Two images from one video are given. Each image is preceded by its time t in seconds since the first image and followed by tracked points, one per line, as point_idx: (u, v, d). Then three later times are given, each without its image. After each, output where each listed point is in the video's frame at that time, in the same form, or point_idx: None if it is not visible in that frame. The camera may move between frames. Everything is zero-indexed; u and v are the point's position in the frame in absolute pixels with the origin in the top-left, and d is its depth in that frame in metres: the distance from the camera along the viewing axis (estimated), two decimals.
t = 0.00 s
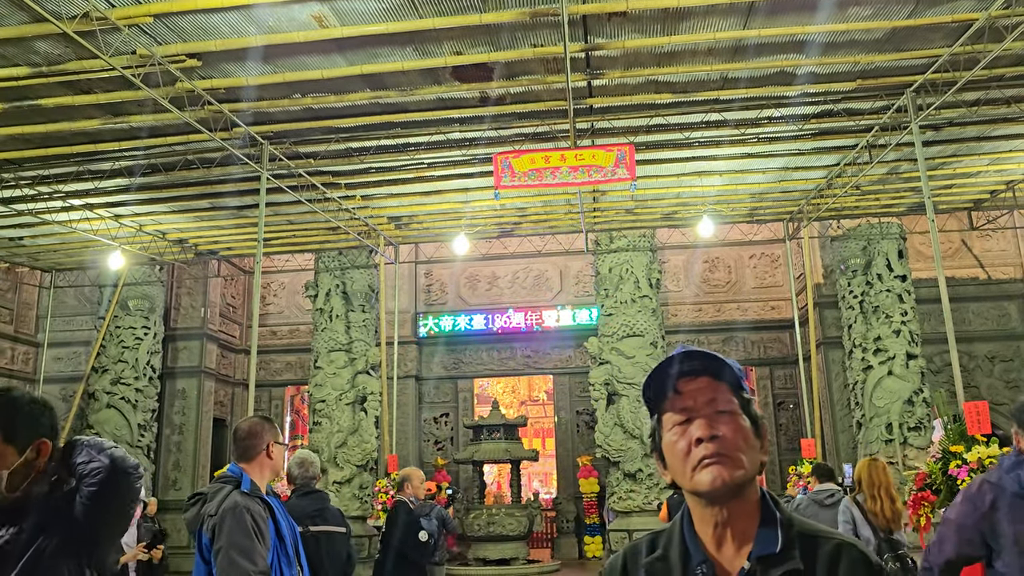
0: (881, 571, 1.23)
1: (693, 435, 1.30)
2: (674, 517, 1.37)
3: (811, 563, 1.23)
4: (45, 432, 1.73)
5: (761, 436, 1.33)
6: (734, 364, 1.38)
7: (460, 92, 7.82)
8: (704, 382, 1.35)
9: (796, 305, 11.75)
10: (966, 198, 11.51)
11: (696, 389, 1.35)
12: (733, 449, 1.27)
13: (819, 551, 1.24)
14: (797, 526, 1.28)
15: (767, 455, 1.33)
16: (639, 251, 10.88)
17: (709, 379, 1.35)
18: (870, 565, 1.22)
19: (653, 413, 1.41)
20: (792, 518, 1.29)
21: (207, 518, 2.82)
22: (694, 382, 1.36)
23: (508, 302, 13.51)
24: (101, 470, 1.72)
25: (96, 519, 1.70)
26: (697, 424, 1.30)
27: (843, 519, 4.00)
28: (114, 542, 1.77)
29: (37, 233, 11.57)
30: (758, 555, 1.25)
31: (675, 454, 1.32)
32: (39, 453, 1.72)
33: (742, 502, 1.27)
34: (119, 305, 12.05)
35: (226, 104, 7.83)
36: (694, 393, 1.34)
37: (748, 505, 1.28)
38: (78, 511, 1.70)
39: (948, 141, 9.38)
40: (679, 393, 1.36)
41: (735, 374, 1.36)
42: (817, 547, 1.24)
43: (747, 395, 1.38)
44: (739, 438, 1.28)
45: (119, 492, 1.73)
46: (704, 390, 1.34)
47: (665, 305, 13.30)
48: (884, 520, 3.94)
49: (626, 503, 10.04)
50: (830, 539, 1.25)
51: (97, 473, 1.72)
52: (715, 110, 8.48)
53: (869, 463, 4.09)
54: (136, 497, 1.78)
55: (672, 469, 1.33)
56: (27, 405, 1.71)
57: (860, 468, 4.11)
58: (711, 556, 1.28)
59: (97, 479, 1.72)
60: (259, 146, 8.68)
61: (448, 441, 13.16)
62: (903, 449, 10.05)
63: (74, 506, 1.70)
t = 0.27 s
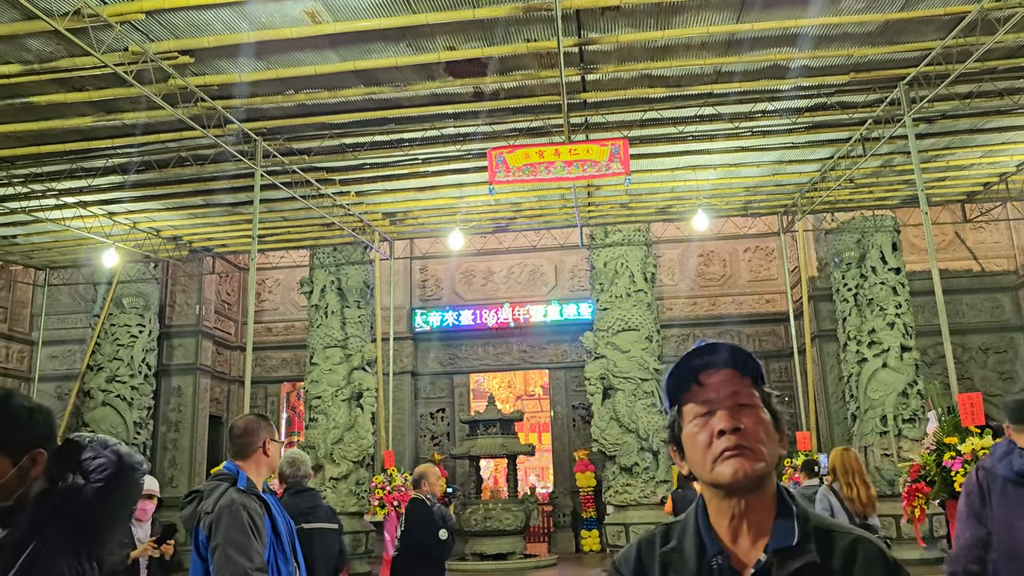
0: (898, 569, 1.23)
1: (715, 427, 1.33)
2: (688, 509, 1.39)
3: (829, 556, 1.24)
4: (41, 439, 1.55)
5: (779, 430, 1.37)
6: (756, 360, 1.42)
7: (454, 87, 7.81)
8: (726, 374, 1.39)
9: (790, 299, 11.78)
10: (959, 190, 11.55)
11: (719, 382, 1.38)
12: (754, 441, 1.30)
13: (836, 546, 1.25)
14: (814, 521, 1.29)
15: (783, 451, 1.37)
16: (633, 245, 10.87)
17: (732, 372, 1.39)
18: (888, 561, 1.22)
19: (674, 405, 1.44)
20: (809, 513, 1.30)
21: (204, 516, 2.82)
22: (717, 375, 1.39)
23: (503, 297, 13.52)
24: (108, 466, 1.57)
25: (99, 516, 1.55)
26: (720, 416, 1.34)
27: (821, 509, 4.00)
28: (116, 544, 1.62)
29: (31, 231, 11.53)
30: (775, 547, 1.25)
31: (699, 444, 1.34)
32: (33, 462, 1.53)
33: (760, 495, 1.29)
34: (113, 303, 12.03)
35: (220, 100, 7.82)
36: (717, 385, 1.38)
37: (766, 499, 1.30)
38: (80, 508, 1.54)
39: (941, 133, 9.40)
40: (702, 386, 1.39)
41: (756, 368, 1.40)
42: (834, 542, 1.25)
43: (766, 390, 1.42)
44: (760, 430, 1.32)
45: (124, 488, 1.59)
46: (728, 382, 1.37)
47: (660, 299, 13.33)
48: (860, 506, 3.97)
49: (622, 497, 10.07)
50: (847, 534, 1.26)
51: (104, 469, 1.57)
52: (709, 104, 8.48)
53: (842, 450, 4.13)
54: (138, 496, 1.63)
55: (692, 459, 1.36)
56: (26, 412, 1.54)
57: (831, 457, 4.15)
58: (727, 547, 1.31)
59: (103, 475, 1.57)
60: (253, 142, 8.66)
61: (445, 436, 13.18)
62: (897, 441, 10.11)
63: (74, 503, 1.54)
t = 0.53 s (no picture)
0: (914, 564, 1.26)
1: (735, 421, 1.35)
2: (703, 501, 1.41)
3: (846, 550, 1.26)
4: (37, 431, 1.68)
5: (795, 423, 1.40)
6: (773, 355, 1.44)
7: (450, 81, 7.79)
8: (744, 368, 1.41)
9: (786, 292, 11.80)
10: (954, 183, 11.58)
11: (738, 376, 1.40)
12: (773, 435, 1.32)
13: (852, 540, 1.28)
14: (830, 515, 1.32)
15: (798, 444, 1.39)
16: (629, 239, 10.86)
17: (750, 366, 1.41)
18: (902, 556, 1.25)
19: (691, 397, 1.46)
20: (825, 507, 1.33)
21: (201, 511, 2.82)
22: (736, 368, 1.41)
23: (499, 292, 13.52)
24: (118, 487, 1.72)
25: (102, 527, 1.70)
26: (739, 410, 1.35)
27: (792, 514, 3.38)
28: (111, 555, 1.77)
29: (25, 227, 11.49)
30: (792, 541, 1.28)
31: (718, 438, 1.36)
32: (28, 452, 1.66)
33: (777, 488, 1.32)
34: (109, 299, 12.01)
35: (214, 96, 7.79)
36: (735, 379, 1.40)
37: (782, 492, 1.33)
38: (88, 520, 1.69)
39: (936, 126, 9.42)
40: (720, 379, 1.41)
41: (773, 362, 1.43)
42: (851, 536, 1.28)
43: (781, 385, 1.44)
44: (779, 424, 1.34)
45: (131, 504, 1.75)
46: (746, 375, 1.40)
47: (656, 293, 13.34)
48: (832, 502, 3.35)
49: (619, 490, 10.09)
50: (862, 529, 1.29)
51: (115, 492, 1.71)
52: (705, 97, 8.48)
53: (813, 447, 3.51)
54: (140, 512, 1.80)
55: (709, 452, 1.38)
56: (20, 404, 1.65)
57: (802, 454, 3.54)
58: (743, 539, 1.33)
59: (113, 495, 1.71)
60: (247, 137, 8.63)
61: (441, 431, 13.19)
62: (893, 433, 10.14)
63: (82, 513, 1.69)
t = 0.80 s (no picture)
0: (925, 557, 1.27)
1: (745, 418, 1.38)
2: (714, 494, 1.44)
3: (856, 545, 1.28)
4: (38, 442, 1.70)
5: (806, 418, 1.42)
6: (784, 350, 1.46)
7: (450, 78, 7.78)
8: (754, 363, 1.44)
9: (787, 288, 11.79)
10: (954, 178, 11.57)
11: (748, 372, 1.43)
12: (784, 432, 1.35)
13: (861, 535, 1.29)
14: (840, 509, 1.34)
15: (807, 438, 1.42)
16: (629, 235, 10.86)
17: (760, 362, 1.44)
18: (914, 549, 1.26)
19: (703, 391, 1.49)
20: (836, 502, 1.35)
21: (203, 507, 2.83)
22: (747, 365, 1.44)
23: (500, 288, 13.52)
24: (106, 444, 1.79)
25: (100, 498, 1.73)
26: (750, 406, 1.38)
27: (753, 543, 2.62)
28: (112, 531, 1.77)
29: (26, 225, 11.50)
30: (801, 535, 1.31)
31: (729, 432, 1.39)
32: (27, 463, 1.69)
33: (787, 485, 1.35)
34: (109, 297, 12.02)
35: (214, 93, 7.79)
36: (745, 374, 1.42)
37: (791, 487, 1.36)
38: (84, 494, 1.71)
39: (936, 121, 9.41)
40: (730, 375, 1.44)
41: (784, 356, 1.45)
42: (860, 531, 1.29)
43: (792, 380, 1.47)
44: (790, 422, 1.37)
45: (122, 462, 1.80)
46: (756, 371, 1.42)
47: (657, 289, 13.34)
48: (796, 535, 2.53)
49: (620, 486, 10.11)
50: (872, 524, 1.30)
51: (102, 447, 1.78)
52: (705, 93, 8.47)
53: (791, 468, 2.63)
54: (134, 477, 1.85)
55: (720, 447, 1.41)
56: (26, 412, 1.68)
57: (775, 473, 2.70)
58: (751, 533, 1.37)
59: (100, 452, 1.78)
60: (247, 134, 8.63)
61: (442, 427, 13.20)
62: (894, 428, 10.15)
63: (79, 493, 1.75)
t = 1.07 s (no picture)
0: (932, 552, 1.26)
1: (750, 416, 1.38)
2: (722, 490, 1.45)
3: (862, 540, 1.28)
4: (38, 436, 1.68)
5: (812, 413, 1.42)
6: (791, 345, 1.45)
7: (455, 74, 7.78)
8: (759, 361, 1.43)
9: (794, 283, 11.75)
10: (962, 171, 11.51)
11: (753, 369, 1.42)
12: (789, 431, 1.35)
13: (868, 529, 1.29)
14: (848, 504, 1.34)
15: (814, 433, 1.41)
16: (636, 230, 10.84)
17: (766, 359, 1.43)
18: (920, 545, 1.26)
19: (708, 387, 1.49)
20: (843, 496, 1.35)
21: (209, 503, 2.84)
22: (751, 362, 1.43)
23: (506, 284, 13.52)
24: (120, 465, 1.80)
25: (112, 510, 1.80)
26: (755, 405, 1.38)
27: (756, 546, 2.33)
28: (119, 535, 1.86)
29: (34, 223, 11.55)
30: (807, 529, 1.31)
31: (734, 430, 1.39)
32: (27, 456, 1.67)
33: (794, 481, 1.35)
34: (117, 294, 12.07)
35: (220, 90, 7.81)
36: (751, 371, 1.42)
37: (798, 482, 1.36)
38: (97, 504, 1.79)
39: (944, 114, 9.37)
40: (735, 372, 1.43)
41: (792, 353, 1.44)
42: (866, 525, 1.29)
43: (799, 375, 1.46)
44: (795, 420, 1.37)
45: (133, 480, 1.82)
46: (761, 369, 1.42)
47: (663, 284, 13.32)
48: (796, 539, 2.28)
49: (627, 481, 10.11)
50: (879, 518, 1.30)
51: (116, 468, 1.80)
52: (711, 87, 8.44)
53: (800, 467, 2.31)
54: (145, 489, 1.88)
55: (726, 443, 1.42)
56: (23, 405, 1.66)
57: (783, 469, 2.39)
58: (758, 528, 1.37)
59: (114, 472, 1.80)
60: (254, 131, 8.65)
61: (450, 423, 13.22)
62: (902, 423, 10.13)
63: (89, 497, 1.79)
